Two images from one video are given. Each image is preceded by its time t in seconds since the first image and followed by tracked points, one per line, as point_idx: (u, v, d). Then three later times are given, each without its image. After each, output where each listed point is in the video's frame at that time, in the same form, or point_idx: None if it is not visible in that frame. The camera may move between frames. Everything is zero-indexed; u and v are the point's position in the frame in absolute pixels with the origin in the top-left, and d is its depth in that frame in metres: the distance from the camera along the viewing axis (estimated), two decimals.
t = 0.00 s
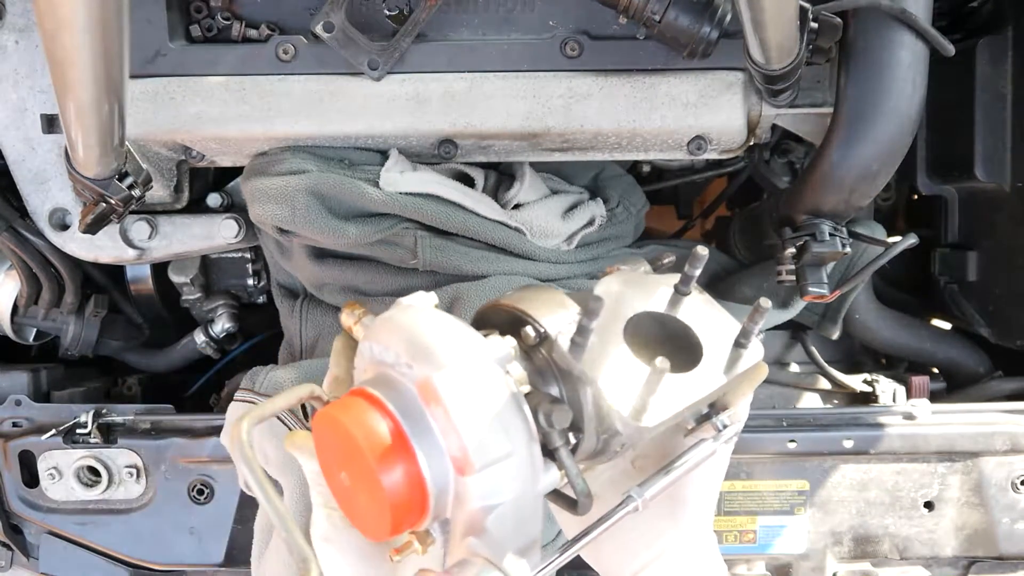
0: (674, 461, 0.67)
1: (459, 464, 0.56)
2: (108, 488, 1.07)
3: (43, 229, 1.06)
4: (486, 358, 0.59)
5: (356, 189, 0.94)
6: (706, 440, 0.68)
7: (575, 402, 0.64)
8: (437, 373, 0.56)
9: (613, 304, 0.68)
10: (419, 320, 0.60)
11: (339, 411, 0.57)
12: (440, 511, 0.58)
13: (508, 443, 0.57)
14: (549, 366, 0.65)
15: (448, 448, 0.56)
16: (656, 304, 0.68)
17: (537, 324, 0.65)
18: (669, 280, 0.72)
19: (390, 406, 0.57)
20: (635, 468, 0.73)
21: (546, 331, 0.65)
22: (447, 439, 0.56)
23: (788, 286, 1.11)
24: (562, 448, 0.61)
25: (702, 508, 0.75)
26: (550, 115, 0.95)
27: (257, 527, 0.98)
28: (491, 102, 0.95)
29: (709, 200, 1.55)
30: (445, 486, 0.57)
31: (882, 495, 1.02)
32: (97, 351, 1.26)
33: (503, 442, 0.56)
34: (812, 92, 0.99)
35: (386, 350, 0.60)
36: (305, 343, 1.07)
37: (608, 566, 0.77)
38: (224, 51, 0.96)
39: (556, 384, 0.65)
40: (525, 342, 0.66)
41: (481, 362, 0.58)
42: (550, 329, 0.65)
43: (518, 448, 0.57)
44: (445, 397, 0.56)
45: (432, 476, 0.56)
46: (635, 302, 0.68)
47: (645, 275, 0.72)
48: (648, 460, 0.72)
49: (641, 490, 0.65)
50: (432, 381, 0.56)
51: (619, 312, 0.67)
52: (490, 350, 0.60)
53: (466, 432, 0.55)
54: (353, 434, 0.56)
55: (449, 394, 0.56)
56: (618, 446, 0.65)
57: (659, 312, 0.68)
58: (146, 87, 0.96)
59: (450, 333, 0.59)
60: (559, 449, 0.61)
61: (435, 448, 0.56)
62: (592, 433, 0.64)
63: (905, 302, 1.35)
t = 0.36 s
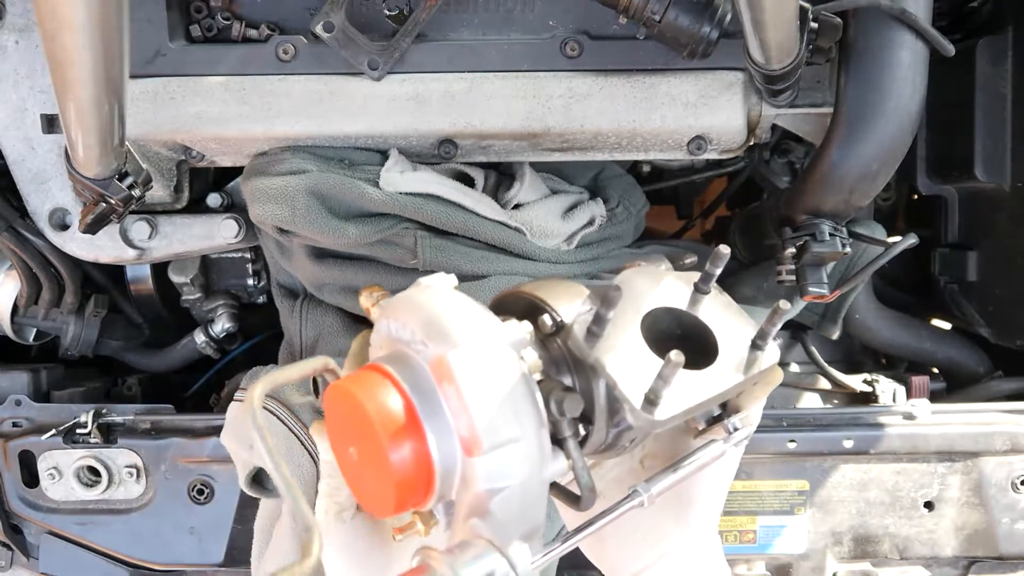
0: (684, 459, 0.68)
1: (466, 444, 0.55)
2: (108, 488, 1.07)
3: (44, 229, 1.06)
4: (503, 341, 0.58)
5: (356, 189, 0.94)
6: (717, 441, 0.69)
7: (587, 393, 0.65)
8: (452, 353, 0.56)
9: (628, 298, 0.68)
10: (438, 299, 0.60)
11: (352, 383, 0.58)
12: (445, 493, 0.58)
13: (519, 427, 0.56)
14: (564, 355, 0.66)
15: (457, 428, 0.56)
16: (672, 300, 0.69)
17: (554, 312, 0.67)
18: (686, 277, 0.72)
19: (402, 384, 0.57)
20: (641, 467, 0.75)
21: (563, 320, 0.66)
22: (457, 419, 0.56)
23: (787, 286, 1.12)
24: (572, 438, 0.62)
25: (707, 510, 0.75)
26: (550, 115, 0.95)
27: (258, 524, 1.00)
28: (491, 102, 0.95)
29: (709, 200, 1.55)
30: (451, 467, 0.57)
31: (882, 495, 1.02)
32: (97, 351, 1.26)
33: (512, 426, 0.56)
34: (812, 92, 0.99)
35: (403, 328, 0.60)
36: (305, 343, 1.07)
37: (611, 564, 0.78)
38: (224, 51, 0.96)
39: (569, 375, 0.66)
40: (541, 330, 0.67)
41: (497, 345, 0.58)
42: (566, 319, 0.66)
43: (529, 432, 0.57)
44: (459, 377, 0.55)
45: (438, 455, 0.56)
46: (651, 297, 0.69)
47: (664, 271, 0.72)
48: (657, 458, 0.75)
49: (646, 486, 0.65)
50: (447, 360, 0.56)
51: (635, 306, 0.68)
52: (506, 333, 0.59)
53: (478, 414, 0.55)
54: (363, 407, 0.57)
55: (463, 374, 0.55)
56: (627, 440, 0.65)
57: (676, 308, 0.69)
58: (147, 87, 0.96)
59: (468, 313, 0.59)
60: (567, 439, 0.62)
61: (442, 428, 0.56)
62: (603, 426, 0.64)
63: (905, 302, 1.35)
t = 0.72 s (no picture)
0: (697, 455, 0.69)
1: (487, 437, 0.56)
2: (108, 488, 1.07)
3: (43, 229, 1.06)
4: (521, 335, 0.59)
5: (356, 189, 0.94)
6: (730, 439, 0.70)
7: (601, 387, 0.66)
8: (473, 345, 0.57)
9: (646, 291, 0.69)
10: (455, 294, 0.61)
11: (372, 377, 0.58)
12: (461, 487, 0.59)
13: (538, 419, 0.58)
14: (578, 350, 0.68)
15: (478, 420, 0.57)
16: (686, 297, 0.71)
17: (570, 307, 0.69)
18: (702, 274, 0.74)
19: (421, 377, 0.58)
20: (648, 467, 0.78)
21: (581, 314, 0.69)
22: (478, 411, 0.57)
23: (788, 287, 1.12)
24: (587, 433, 0.63)
25: (713, 511, 0.76)
26: (550, 115, 0.95)
27: (257, 525, 1.00)
28: (491, 102, 0.95)
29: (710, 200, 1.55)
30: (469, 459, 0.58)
31: (883, 495, 1.02)
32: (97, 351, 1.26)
33: (533, 419, 0.57)
34: (813, 92, 0.99)
35: (420, 322, 0.61)
36: (305, 343, 1.07)
37: (615, 563, 0.78)
38: (224, 50, 0.96)
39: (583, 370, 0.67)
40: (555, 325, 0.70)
41: (516, 339, 0.59)
42: (581, 313, 0.69)
43: (548, 425, 0.58)
44: (480, 369, 0.56)
45: (457, 449, 0.57)
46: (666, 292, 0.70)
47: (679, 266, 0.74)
48: (662, 458, 0.77)
49: (661, 481, 0.66)
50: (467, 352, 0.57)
51: (655, 299, 0.69)
52: (524, 327, 0.60)
53: (500, 405, 0.56)
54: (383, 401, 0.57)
55: (484, 365, 0.56)
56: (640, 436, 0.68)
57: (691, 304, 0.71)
58: (147, 88, 0.96)
59: (486, 307, 0.60)
60: (582, 434, 0.63)
61: (462, 421, 0.57)
62: (616, 423, 0.67)
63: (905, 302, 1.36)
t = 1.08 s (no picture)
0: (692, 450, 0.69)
1: (483, 432, 0.57)
2: (108, 488, 1.07)
3: (44, 228, 1.06)
4: (514, 330, 0.60)
5: (356, 189, 0.94)
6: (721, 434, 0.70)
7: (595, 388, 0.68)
8: (467, 341, 0.58)
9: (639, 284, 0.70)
10: (445, 291, 0.61)
11: (367, 376, 0.59)
12: (455, 485, 0.60)
13: (534, 413, 0.58)
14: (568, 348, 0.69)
15: (474, 415, 0.58)
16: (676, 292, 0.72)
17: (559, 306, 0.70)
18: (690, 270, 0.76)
19: (416, 375, 0.59)
20: (650, 465, 0.78)
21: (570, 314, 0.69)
22: (473, 407, 0.57)
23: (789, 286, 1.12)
24: (582, 428, 0.65)
25: (703, 511, 0.78)
26: (550, 115, 0.95)
27: (257, 525, 1.00)
28: (491, 102, 0.95)
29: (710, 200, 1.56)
30: (466, 455, 0.59)
31: (883, 495, 1.02)
32: (97, 351, 1.26)
33: (530, 413, 0.58)
34: (813, 92, 0.99)
35: (411, 320, 0.62)
36: (305, 343, 1.07)
37: (607, 567, 0.79)
38: (224, 50, 0.96)
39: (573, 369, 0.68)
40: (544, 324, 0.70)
41: (510, 334, 0.60)
42: (571, 312, 0.70)
43: (543, 419, 0.59)
44: (477, 364, 0.57)
45: (452, 446, 0.58)
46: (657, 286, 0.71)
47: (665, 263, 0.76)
48: (650, 458, 0.79)
49: (656, 477, 0.66)
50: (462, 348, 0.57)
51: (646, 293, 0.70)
52: (517, 323, 0.61)
53: (496, 400, 0.57)
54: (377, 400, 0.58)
55: (479, 360, 0.57)
56: (630, 433, 0.70)
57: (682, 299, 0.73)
58: (147, 88, 0.96)
59: (478, 303, 0.60)
60: (578, 429, 0.64)
61: (457, 418, 0.58)
62: (607, 420, 0.69)
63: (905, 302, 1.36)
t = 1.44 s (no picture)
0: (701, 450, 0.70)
1: (500, 429, 0.58)
2: (108, 488, 1.07)
3: (44, 228, 1.06)
4: (531, 326, 0.60)
5: (356, 189, 0.94)
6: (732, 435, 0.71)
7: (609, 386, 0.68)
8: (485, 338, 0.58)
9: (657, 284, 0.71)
10: (462, 286, 0.61)
11: (382, 370, 0.59)
12: (470, 480, 0.61)
13: (551, 412, 0.59)
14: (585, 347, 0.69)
15: (491, 412, 0.58)
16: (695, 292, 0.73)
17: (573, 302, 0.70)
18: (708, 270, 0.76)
19: (432, 370, 0.59)
20: (654, 464, 0.79)
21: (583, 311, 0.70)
22: (490, 403, 0.58)
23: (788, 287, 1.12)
24: (597, 425, 0.65)
25: (710, 507, 0.77)
26: (550, 115, 0.95)
27: (257, 526, 1.00)
28: (491, 102, 0.95)
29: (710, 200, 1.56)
30: (483, 451, 0.59)
31: (882, 495, 1.02)
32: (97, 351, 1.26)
33: (547, 411, 0.59)
34: (812, 92, 0.99)
35: (427, 314, 0.61)
36: (305, 342, 1.08)
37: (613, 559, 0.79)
38: (224, 50, 0.96)
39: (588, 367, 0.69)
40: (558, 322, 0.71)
41: (526, 330, 0.60)
42: (585, 309, 0.70)
43: (559, 416, 0.60)
44: (495, 361, 0.57)
45: (468, 440, 0.59)
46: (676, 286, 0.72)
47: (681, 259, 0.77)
48: (660, 456, 0.79)
49: (669, 476, 0.67)
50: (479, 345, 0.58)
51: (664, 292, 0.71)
52: (534, 320, 0.61)
53: (514, 398, 0.57)
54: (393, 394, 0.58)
55: (497, 357, 0.57)
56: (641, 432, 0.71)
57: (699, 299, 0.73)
58: (147, 88, 0.96)
59: (495, 299, 0.60)
60: (593, 426, 0.65)
61: (474, 414, 0.59)
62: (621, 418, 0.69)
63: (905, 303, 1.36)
